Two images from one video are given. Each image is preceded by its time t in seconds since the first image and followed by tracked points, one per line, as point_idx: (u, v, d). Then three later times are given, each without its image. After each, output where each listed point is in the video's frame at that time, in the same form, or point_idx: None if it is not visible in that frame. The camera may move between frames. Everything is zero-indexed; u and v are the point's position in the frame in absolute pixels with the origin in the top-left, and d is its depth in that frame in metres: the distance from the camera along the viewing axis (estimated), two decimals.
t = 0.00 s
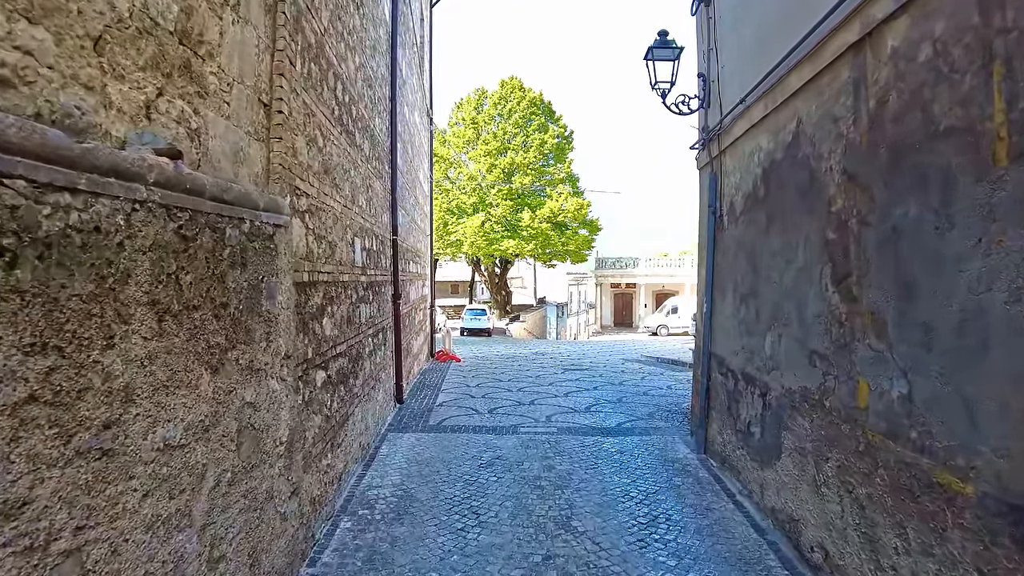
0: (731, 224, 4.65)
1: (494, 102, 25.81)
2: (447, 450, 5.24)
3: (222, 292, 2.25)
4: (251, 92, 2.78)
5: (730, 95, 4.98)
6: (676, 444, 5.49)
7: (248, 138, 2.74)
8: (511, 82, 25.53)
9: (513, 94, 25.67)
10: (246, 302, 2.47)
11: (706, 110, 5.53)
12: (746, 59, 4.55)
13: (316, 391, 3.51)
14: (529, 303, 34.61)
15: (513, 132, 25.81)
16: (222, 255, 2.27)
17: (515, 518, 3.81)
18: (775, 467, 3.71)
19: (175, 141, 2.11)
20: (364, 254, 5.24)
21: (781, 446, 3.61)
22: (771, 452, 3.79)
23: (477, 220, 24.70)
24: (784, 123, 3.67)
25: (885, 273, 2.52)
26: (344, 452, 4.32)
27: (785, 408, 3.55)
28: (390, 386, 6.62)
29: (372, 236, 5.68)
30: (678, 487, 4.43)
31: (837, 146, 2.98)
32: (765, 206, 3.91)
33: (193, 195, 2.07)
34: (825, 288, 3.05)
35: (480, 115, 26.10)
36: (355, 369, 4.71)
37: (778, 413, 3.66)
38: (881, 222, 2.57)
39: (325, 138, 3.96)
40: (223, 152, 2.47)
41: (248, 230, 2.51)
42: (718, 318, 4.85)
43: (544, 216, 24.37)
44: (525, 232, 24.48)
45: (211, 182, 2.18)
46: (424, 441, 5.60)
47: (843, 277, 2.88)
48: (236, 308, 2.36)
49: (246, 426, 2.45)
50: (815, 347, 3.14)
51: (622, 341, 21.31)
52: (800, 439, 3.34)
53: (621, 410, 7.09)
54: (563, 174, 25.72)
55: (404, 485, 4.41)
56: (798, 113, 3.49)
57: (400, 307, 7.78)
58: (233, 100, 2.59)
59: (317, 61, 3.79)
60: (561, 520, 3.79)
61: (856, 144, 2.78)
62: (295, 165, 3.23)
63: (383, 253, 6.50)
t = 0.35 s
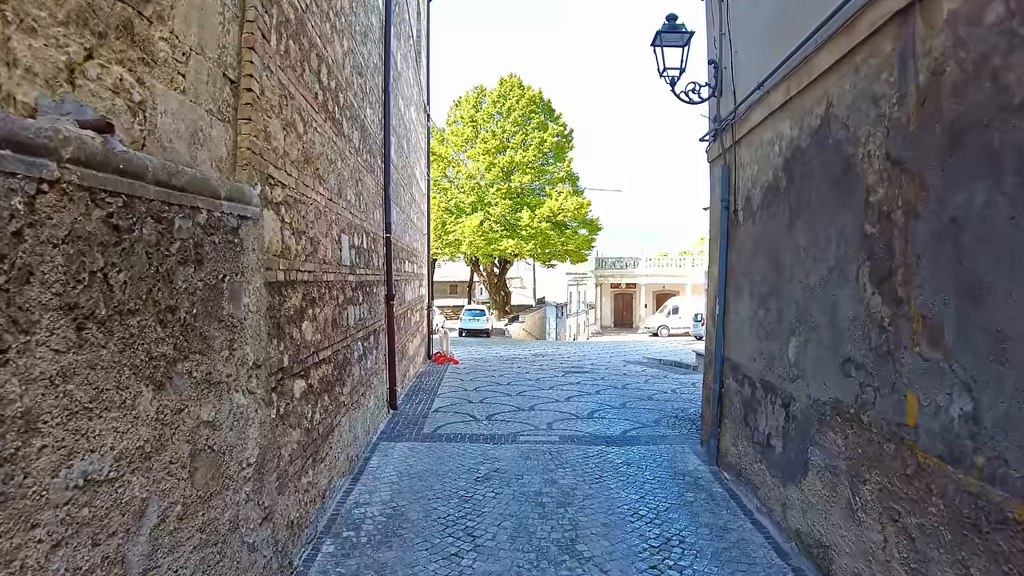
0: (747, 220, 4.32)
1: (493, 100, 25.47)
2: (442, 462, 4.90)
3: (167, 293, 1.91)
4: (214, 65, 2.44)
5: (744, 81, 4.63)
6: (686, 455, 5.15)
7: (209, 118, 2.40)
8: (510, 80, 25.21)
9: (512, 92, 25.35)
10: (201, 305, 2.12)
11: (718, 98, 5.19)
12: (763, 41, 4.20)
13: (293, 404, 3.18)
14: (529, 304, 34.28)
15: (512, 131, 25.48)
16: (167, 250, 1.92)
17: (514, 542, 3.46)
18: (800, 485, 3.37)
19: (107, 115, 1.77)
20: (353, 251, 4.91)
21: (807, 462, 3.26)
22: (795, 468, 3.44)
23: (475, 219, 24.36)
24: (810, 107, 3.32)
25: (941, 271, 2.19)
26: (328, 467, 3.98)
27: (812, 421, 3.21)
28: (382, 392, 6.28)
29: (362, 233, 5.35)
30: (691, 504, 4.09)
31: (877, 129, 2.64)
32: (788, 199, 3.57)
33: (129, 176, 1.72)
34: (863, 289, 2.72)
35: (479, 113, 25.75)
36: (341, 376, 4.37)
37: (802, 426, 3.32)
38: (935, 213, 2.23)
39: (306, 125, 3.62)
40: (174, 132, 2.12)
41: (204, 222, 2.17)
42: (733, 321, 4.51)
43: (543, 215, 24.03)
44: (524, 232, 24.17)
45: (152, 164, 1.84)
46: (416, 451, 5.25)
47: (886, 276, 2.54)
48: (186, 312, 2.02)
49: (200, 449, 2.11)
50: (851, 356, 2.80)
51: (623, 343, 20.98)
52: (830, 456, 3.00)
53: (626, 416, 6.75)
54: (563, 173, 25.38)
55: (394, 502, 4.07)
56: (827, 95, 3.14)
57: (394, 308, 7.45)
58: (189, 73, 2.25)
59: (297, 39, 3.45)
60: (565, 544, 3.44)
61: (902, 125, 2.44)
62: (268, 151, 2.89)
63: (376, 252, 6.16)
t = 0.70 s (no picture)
0: (765, 214, 3.99)
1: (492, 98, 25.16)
2: (436, 474, 4.57)
3: (96, 294, 1.59)
4: (167, 31, 2.11)
5: (759, 66, 4.31)
6: (697, 467, 4.82)
7: (161, 91, 2.07)
8: (509, 78, 24.91)
9: (511, 90, 25.06)
10: (143, 307, 1.80)
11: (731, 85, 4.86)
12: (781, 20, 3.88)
13: (266, 418, 2.85)
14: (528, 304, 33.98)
15: (511, 129, 25.17)
16: (98, 242, 1.60)
17: (514, 569, 3.14)
18: (829, 507, 3.04)
19: (15, 77, 1.44)
20: (341, 249, 4.59)
21: (837, 482, 2.94)
22: (822, 487, 3.12)
23: (474, 219, 24.05)
24: (841, 88, 3.00)
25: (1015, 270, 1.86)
26: (311, 483, 3.66)
27: (844, 436, 2.88)
28: (374, 398, 5.96)
29: (352, 230, 5.02)
30: (705, 523, 3.76)
31: (927, 107, 2.31)
32: (814, 191, 3.25)
33: (41, 151, 1.40)
34: (909, 290, 2.39)
35: (477, 111, 25.43)
36: (326, 384, 4.05)
37: (831, 442, 3.00)
38: (1007, 201, 1.90)
39: (285, 109, 3.30)
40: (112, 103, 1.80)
41: (150, 211, 1.85)
42: (749, 324, 4.18)
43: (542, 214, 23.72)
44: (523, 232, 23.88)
45: (75, 137, 1.52)
46: (409, 462, 4.91)
47: (940, 275, 2.21)
48: (123, 317, 1.70)
49: (142, 478, 1.79)
50: (894, 366, 2.47)
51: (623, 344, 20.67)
52: (866, 477, 2.68)
53: (631, 422, 6.43)
54: (562, 172, 25.05)
55: (383, 521, 3.74)
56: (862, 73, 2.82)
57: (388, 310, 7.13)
58: (134, 36, 1.91)
59: (274, 13, 3.13)
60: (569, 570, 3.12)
61: (962, 100, 2.11)
62: (237, 134, 2.57)
63: (368, 250, 5.84)
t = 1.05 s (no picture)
0: (781, 210, 3.67)
1: (490, 96, 24.84)
2: (425, 491, 4.24)
3: None
4: None
5: (774, 50, 3.98)
6: (705, 482, 4.49)
7: (85, 59, 1.74)
8: (507, 76, 24.61)
9: (508, 88, 24.75)
10: (48, 319, 1.47)
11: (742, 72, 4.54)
12: None
13: (224, 438, 2.52)
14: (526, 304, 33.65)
15: (508, 127, 24.85)
16: None
17: None
18: (857, 537, 2.71)
19: None
20: (322, 248, 4.25)
21: (869, 510, 2.61)
22: (849, 513, 2.79)
23: (471, 218, 23.72)
24: (873, 66, 2.67)
25: None
26: (285, 505, 3.33)
27: (878, 459, 2.55)
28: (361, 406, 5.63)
29: (336, 229, 4.69)
30: (717, 547, 3.44)
31: (986, 81, 1.98)
32: (842, 183, 2.92)
33: None
34: (962, 294, 2.06)
35: (474, 110, 25.10)
36: (304, 395, 3.72)
37: (862, 464, 2.67)
38: None
39: (254, 92, 2.97)
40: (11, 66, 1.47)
41: (59, 200, 1.52)
42: (764, 329, 3.86)
43: (540, 213, 23.40)
44: (521, 232, 23.60)
45: None
46: (397, 477, 4.58)
47: (1002, 276, 1.89)
48: (15, 331, 1.37)
49: (46, 528, 1.46)
50: (942, 381, 2.15)
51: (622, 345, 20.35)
52: (906, 507, 2.35)
53: (633, 431, 6.09)
54: (561, 171, 24.72)
55: (364, 546, 3.41)
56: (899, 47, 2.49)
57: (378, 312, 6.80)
58: None
59: None
60: None
61: None
62: (188, 115, 2.24)
63: (356, 249, 5.51)
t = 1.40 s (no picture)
0: (801, 203, 3.35)
1: (487, 94, 24.53)
2: (412, 508, 3.91)
3: None
4: None
5: (791, 31, 3.66)
6: (715, 496, 4.17)
7: None
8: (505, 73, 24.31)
9: (506, 86, 24.44)
10: None
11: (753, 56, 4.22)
12: None
13: (172, 460, 2.19)
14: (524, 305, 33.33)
15: (506, 126, 24.53)
16: None
17: None
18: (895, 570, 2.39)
19: None
20: (300, 246, 3.93)
21: (911, 540, 2.29)
22: (885, 542, 2.47)
23: (469, 217, 23.39)
24: (913, 36, 2.36)
25: None
26: (254, 529, 3.00)
27: (922, 482, 2.23)
28: (347, 414, 5.30)
29: (317, 225, 4.36)
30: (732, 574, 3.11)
31: None
32: (875, 170, 2.61)
33: None
34: None
35: (472, 108, 24.78)
36: (277, 406, 3.39)
37: (902, 487, 2.35)
38: None
39: (214, 69, 2.65)
40: None
41: None
42: (781, 333, 3.53)
43: (539, 212, 23.09)
44: (519, 231, 23.27)
45: None
46: (384, 492, 4.25)
47: None
48: None
49: None
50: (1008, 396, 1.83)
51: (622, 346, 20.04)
52: (959, 540, 2.03)
53: (636, 438, 5.77)
54: (559, 170, 24.40)
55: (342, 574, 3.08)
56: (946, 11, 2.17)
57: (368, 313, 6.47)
58: None
59: None
60: None
61: None
62: (125, 86, 1.92)
63: (343, 248, 5.19)
